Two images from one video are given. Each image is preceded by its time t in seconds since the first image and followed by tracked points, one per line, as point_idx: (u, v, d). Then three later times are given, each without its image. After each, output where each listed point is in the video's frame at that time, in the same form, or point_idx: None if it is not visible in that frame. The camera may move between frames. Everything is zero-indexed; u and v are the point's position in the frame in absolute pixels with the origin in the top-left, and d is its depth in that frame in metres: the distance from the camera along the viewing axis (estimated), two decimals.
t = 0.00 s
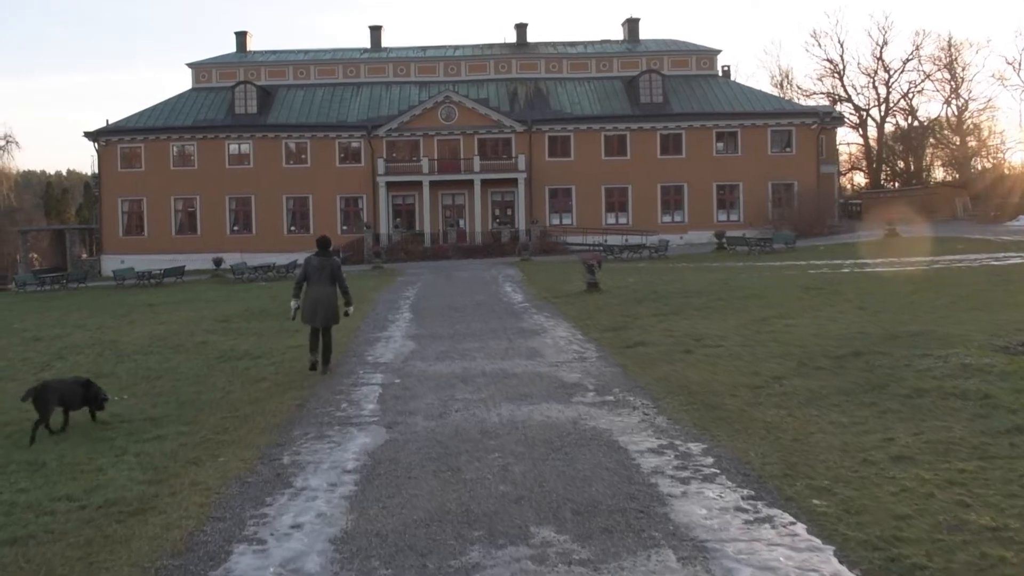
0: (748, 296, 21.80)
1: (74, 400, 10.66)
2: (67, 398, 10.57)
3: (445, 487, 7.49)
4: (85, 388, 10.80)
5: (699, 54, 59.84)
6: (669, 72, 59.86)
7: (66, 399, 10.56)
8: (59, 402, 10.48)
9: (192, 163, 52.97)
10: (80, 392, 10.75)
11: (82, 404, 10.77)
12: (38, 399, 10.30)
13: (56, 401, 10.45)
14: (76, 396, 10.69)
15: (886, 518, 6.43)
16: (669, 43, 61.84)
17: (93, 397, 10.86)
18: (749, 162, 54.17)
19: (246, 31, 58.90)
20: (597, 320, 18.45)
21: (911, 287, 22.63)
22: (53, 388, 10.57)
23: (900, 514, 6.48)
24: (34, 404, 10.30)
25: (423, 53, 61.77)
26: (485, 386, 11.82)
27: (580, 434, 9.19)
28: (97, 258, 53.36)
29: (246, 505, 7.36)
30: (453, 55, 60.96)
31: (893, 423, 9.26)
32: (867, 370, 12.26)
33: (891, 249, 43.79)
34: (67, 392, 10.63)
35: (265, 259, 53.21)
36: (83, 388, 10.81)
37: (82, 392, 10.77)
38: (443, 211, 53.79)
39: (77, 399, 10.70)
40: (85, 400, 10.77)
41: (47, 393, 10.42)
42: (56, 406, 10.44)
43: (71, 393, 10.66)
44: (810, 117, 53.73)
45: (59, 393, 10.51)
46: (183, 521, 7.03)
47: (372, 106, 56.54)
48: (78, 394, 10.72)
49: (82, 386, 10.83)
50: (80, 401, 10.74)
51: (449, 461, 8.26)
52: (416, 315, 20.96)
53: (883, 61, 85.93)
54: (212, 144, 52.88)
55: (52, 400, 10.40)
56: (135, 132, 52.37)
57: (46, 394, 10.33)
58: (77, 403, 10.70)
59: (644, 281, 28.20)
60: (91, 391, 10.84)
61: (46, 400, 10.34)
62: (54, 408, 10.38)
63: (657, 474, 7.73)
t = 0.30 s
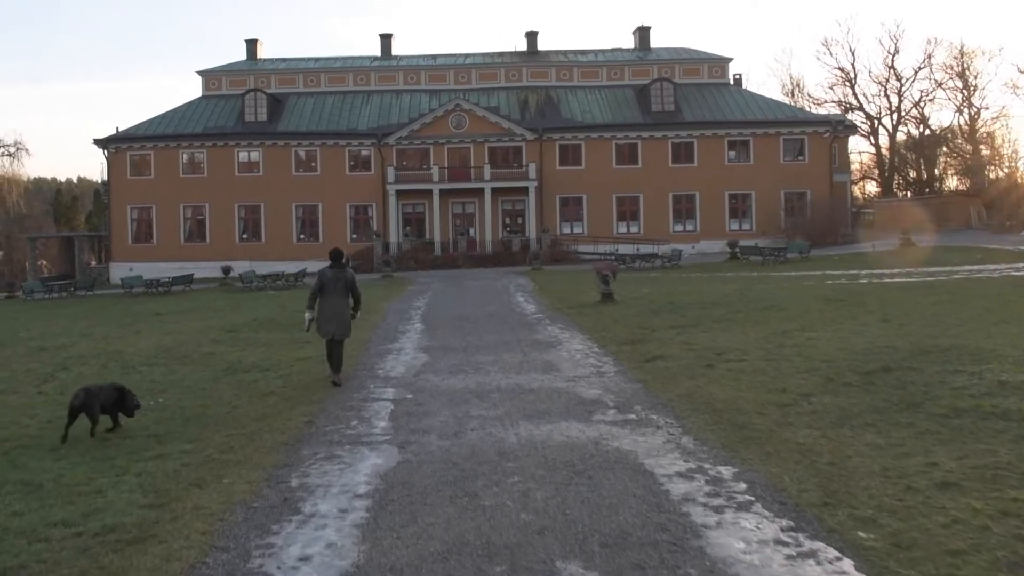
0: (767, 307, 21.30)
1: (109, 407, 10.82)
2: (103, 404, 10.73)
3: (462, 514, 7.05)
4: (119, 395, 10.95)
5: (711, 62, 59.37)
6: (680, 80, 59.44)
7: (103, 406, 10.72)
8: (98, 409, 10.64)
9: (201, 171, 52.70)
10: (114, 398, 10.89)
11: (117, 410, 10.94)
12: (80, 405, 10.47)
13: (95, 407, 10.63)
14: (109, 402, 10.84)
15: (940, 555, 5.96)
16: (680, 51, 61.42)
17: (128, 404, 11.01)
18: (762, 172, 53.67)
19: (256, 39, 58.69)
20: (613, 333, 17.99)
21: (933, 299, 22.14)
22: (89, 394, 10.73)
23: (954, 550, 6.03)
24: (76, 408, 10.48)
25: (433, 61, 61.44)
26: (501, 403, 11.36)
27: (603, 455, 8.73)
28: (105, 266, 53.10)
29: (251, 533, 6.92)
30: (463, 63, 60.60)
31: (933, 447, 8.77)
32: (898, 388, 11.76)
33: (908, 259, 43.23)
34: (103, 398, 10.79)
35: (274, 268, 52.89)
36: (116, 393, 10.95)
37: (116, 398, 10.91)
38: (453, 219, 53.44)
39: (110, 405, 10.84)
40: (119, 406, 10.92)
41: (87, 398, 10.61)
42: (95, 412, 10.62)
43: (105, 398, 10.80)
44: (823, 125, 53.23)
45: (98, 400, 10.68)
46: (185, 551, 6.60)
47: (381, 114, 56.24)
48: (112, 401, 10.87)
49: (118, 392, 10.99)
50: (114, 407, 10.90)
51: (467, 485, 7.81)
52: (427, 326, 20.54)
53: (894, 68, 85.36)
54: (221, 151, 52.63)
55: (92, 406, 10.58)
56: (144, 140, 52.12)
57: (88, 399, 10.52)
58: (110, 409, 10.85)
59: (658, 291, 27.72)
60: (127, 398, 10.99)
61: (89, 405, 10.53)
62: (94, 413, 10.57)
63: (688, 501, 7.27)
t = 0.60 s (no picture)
0: (783, 322, 20.83)
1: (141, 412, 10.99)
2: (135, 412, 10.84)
3: (476, 544, 6.60)
4: (153, 398, 11.28)
5: (721, 75, 59.05)
6: (690, 93, 59.09)
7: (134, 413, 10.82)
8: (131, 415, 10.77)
9: (209, 184, 52.49)
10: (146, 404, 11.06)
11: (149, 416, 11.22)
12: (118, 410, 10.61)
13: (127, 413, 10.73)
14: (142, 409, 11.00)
15: None
16: (690, 64, 61.12)
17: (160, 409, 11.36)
18: (773, 185, 53.22)
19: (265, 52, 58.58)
20: (627, 349, 17.53)
21: (954, 315, 21.64)
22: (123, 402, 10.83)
23: None
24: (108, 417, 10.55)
25: (442, 74, 61.23)
26: (515, 422, 10.91)
27: (622, 480, 8.27)
28: (112, 279, 52.83)
29: (251, 565, 6.48)
30: (472, 76, 60.35)
31: (972, 471, 8.30)
32: (928, 407, 11.28)
33: (922, 272, 42.75)
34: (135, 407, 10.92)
35: (281, 281, 52.58)
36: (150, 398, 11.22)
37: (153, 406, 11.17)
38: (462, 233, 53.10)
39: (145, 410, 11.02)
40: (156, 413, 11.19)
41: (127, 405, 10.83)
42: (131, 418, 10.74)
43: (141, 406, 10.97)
44: (835, 137, 52.78)
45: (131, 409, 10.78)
46: None
47: (390, 127, 56.00)
48: (146, 405, 11.14)
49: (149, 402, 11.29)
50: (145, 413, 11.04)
51: (480, 513, 7.36)
52: (436, 341, 20.11)
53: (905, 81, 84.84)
54: (229, 164, 52.41)
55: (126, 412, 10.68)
56: (152, 152, 51.93)
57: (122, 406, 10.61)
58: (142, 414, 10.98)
59: (670, 306, 27.28)
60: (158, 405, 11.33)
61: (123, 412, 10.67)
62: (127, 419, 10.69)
63: (715, 530, 6.81)
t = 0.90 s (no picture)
0: (800, 358, 20.31)
1: (170, 435, 10.99)
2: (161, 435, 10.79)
3: None
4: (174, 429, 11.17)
5: (732, 107, 58.90)
6: (701, 126, 58.92)
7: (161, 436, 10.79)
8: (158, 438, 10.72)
9: (218, 213, 52.37)
10: (176, 427, 11.08)
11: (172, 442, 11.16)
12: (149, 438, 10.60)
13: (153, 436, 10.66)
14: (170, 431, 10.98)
15: None
16: (701, 97, 61.01)
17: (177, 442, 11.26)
18: (785, 218, 52.80)
19: (276, 82, 58.70)
20: (640, 384, 17.03)
21: (975, 351, 21.11)
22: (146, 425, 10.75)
23: None
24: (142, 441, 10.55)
25: (453, 105, 61.27)
26: (525, 462, 10.42)
27: (639, 527, 7.77)
28: (120, 307, 52.54)
29: None
30: (483, 107, 60.36)
31: (1015, 522, 7.77)
32: (959, 449, 10.75)
33: (938, 306, 42.20)
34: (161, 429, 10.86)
35: (289, 311, 52.21)
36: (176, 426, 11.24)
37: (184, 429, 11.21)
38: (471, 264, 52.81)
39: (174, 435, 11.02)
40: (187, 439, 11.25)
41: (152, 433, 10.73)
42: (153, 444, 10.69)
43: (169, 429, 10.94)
44: (847, 170, 52.42)
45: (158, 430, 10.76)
46: None
47: (400, 157, 55.92)
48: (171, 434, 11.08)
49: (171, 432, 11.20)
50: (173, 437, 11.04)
51: (487, 562, 6.88)
52: (445, 374, 19.65)
53: (916, 115, 84.54)
54: (239, 194, 52.31)
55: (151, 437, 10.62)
56: (161, 181, 51.87)
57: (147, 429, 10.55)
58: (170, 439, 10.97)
59: (683, 339, 26.82)
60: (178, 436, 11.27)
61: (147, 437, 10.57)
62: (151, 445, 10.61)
63: None
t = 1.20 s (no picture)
0: (814, 374, 19.80)
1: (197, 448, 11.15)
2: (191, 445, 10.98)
3: None
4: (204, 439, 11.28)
5: (738, 121, 58.56)
6: (707, 140, 58.59)
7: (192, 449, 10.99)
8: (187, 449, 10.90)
9: (222, 229, 52.06)
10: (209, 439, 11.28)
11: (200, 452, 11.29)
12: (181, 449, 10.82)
13: (182, 448, 10.83)
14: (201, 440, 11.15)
15: None
16: (707, 111, 60.71)
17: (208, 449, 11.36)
18: (792, 232, 52.33)
19: (280, 97, 58.52)
20: (652, 402, 16.55)
21: (993, 367, 20.59)
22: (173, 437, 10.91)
23: None
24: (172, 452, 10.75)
25: (457, 119, 61.01)
26: (535, 486, 9.95)
27: (658, 557, 7.29)
28: (122, 323, 52.16)
29: None
30: (487, 121, 60.12)
31: None
32: (989, 471, 10.25)
33: (949, 320, 41.65)
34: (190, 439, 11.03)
35: (292, 327, 51.80)
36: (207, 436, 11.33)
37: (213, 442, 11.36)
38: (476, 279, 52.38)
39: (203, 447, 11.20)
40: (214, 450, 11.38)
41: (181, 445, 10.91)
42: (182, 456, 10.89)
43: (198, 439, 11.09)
44: (854, 185, 52.01)
45: (187, 442, 10.95)
46: None
47: (405, 171, 55.63)
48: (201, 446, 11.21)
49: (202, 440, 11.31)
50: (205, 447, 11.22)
51: None
52: (450, 392, 19.18)
53: (921, 129, 84.14)
54: (242, 209, 52.01)
55: (181, 449, 10.83)
56: (164, 196, 51.61)
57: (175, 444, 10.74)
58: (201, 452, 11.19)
59: (693, 354, 26.34)
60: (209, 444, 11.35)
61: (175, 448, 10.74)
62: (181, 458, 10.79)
63: None
